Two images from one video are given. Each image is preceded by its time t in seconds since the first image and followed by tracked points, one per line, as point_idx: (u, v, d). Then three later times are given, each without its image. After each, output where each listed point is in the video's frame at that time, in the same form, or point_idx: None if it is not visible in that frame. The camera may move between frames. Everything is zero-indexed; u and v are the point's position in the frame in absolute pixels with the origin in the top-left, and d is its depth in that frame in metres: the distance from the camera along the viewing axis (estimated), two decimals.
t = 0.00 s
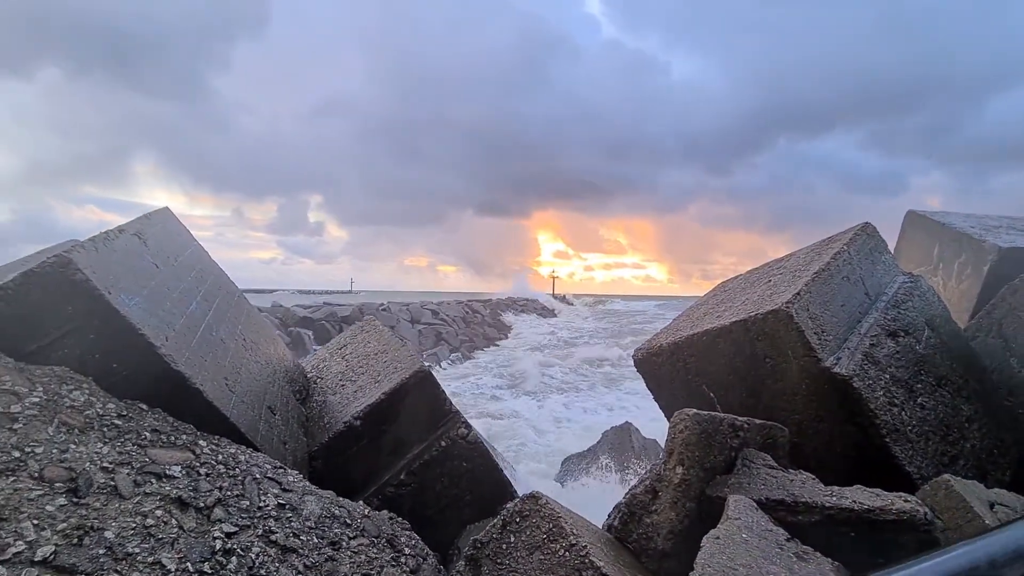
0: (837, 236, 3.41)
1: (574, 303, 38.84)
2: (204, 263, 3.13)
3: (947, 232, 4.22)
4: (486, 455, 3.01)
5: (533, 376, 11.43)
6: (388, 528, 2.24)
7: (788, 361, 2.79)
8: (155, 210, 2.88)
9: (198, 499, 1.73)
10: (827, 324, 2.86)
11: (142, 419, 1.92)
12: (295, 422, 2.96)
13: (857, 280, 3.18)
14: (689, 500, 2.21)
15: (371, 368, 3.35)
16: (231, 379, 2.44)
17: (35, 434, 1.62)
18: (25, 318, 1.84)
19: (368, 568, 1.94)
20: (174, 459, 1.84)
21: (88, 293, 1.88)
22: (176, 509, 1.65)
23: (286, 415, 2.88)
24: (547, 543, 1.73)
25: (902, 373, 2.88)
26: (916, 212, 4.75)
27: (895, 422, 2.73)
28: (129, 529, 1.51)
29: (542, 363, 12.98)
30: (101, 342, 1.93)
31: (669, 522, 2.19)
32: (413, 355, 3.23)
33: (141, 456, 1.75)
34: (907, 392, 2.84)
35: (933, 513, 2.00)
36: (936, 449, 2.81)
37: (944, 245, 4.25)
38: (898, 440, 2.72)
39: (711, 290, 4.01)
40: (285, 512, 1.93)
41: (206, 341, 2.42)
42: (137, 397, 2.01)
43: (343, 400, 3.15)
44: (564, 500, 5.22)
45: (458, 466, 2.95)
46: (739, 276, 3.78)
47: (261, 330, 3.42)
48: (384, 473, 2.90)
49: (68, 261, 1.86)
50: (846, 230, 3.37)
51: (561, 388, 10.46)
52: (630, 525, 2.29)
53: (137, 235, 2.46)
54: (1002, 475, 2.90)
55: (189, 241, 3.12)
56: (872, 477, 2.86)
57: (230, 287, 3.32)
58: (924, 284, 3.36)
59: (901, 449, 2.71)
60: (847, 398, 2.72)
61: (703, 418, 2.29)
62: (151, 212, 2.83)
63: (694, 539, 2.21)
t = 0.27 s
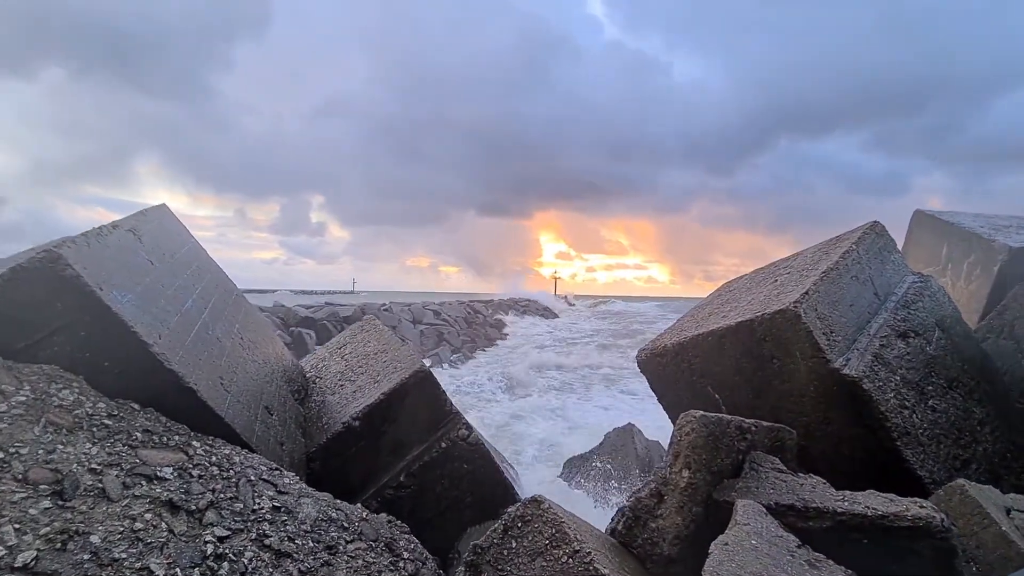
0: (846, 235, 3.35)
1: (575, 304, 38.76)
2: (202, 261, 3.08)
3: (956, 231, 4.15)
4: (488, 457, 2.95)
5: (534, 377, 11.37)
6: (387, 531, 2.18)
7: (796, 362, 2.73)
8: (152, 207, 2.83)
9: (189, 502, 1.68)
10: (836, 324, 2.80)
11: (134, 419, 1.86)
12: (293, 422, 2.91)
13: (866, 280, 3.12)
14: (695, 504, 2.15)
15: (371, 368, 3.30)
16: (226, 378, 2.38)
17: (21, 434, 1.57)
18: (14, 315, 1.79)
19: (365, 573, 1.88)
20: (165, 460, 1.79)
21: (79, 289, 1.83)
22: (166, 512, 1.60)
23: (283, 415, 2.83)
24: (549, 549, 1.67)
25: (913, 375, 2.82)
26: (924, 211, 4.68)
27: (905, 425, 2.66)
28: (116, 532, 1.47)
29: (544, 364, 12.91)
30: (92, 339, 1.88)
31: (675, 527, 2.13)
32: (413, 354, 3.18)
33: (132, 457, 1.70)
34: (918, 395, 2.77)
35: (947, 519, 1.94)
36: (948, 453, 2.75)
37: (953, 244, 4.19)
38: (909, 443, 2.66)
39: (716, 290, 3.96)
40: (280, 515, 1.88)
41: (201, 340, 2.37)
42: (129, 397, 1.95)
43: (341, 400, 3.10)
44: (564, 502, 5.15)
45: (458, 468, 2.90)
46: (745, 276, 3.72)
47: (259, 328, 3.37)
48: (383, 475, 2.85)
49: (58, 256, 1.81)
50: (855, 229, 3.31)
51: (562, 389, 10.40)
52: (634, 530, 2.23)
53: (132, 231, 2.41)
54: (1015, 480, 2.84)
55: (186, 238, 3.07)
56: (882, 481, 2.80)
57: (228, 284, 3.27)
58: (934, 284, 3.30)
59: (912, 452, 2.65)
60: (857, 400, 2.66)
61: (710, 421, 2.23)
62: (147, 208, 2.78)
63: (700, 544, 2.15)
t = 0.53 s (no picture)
0: (854, 232, 3.27)
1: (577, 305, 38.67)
2: (196, 257, 3.01)
3: (965, 229, 4.07)
4: (487, 459, 2.87)
5: (535, 378, 11.28)
6: (383, 536, 2.11)
7: (804, 362, 2.65)
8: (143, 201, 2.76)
9: (174, 506, 1.61)
10: (845, 323, 2.72)
11: (118, 420, 1.79)
12: (287, 422, 2.83)
13: (875, 278, 3.04)
14: (702, 510, 2.08)
15: (368, 367, 3.22)
16: (217, 377, 2.31)
17: None
18: None
19: None
20: (150, 462, 1.71)
21: (62, 284, 1.75)
22: (148, 518, 1.53)
23: (277, 416, 2.76)
24: (550, 557, 1.60)
25: (924, 376, 2.74)
26: (932, 209, 4.60)
27: (917, 427, 2.58)
28: (93, 540, 1.40)
29: (545, 365, 12.83)
30: (75, 336, 1.80)
31: (680, 533, 2.06)
32: (411, 354, 3.11)
33: (114, 459, 1.63)
34: (930, 396, 2.69)
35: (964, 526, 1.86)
36: (961, 456, 2.67)
37: (962, 243, 4.10)
38: (921, 446, 2.58)
39: (721, 289, 3.88)
40: (271, 520, 1.80)
41: (192, 338, 2.30)
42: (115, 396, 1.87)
43: (337, 400, 3.02)
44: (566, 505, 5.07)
45: (457, 470, 2.82)
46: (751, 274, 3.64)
47: (254, 327, 3.30)
48: (380, 477, 2.77)
49: (39, 249, 1.74)
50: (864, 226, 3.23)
51: (563, 389, 10.32)
52: (638, 535, 2.15)
53: (120, 226, 2.34)
54: None
55: (179, 234, 3.00)
56: (893, 484, 2.72)
57: (223, 281, 3.20)
58: (945, 283, 3.22)
59: (924, 456, 2.57)
60: (867, 402, 2.58)
61: (717, 423, 2.16)
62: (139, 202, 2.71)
63: (706, 549, 2.09)
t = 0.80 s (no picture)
0: (863, 230, 3.20)
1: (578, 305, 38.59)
2: (189, 255, 2.94)
3: (974, 227, 3.99)
4: (487, 462, 2.80)
5: (536, 378, 11.21)
6: (379, 542, 2.03)
7: (813, 363, 2.57)
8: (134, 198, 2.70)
9: (159, 513, 1.55)
10: (855, 323, 2.64)
11: (102, 422, 1.71)
12: (282, 424, 2.76)
13: (885, 277, 2.96)
14: (709, 515, 2.01)
15: (366, 368, 3.15)
16: (208, 378, 2.24)
17: None
18: None
19: None
20: (135, 467, 1.64)
21: (43, 280, 1.69)
22: (131, 526, 1.47)
23: (271, 417, 2.68)
24: (552, 567, 1.52)
25: (937, 377, 2.66)
26: (939, 208, 4.51)
27: (931, 430, 2.51)
28: (71, 550, 1.37)
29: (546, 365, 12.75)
30: (58, 335, 1.73)
31: (687, 539, 1.98)
32: (409, 354, 3.03)
33: (96, 464, 1.56)
34: (943, 398, 2.62)
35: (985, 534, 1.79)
36: (975, 460, 2.59)
37: (971, 241, 4.02)
38: (934, 449, 2.50)
39: (726, 288, 3.80)
40: (261, 527, 1.73)
41: (182, 337, 2.23)
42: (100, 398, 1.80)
43: (334, 401, 2.95)
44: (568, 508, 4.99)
45: (456, 473, 2.75)
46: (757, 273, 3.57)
47: (250, 326, 3.23)
48: (377, 481, 2.70)
49: (20, 245, 1.68)
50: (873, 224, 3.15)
51: (564, 390, 10.24)
52: (643, 542, 2.08)
53: (109, 222, 2.27)
54: None
55: (172, 231, 2.93)
56: (905, 488, 2.64)
57: (217, 280, 3.13)
58: (956, 282, 3.14)
59: (937, 459, 2.49)
60: (879, 404, 2.50)
61: (725, 425, 2.09)
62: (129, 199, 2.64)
63: (714, 557, 2.01)
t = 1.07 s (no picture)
0: (867, 229, 3.14)
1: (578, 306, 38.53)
2: (181, 254, 2.88)
3: (979, 226, 3.93)
4: (485, 465, 2.74)
5: (535, 379, 11.15)
6: (373, 547, 1.98)
7: (818, 363, 2.51)
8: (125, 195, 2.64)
9: (142, 520, 1.49)
10: (861, 323, 2.58)
11: (85, 425, 1.66)
12: (275, 426, 2.71)
13: (891, 276, 2.91)
14: (713, 521, 1.95)
15: (361, 368, 3.10)
16: (198, 379, 2.18)
17: None
18: None
19: None
20: (119, 471, 1.59)
21: (25, 278, 1.63)
22: (111, 533, 1.42)
23: (264, 419, 2.63)
24: None
25: (944, 379, 2.60)
26: (943, 207, 4.45)
27: (938, 432, 2.45)
28: (47, 559, 1.32)
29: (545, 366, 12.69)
30: (41, 335, 1.67)
31: (690, 545, 1.92)
32: (405, 355, 2.98)
33: (77, 468, 1.51)
34: (951, 399, 2.56)
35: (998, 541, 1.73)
36: (984, 463, 2.53)
37: (976, 240, 3.96)
38: (942, 452, 2.44)
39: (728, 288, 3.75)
40: (250, 533, 1.67)
41: (171, 337, 2.17)
42: (81, 399, 1.74)
43: (328, 402, 2.89)
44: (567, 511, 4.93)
45: (453, 476, 2.69)
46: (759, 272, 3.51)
47: (243, 326, 3.17)
48: (372, 484, 2.64)
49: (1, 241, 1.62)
50: (878, 222, 3.09)
51: (564, 390, 10.18)
52: (644, 548, 2.02)
53: (97, 219, 2.21)
54: None
55: (164, 229, 2.87)
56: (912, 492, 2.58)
57: (210, 279, 3.07)
58: (963, 281, 3.09)
59: (945, 462, 2.44)
60: (885, 406, 2.44)
61: (728, 428, 2.03)
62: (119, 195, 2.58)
63: (717, 564, 1.95)
